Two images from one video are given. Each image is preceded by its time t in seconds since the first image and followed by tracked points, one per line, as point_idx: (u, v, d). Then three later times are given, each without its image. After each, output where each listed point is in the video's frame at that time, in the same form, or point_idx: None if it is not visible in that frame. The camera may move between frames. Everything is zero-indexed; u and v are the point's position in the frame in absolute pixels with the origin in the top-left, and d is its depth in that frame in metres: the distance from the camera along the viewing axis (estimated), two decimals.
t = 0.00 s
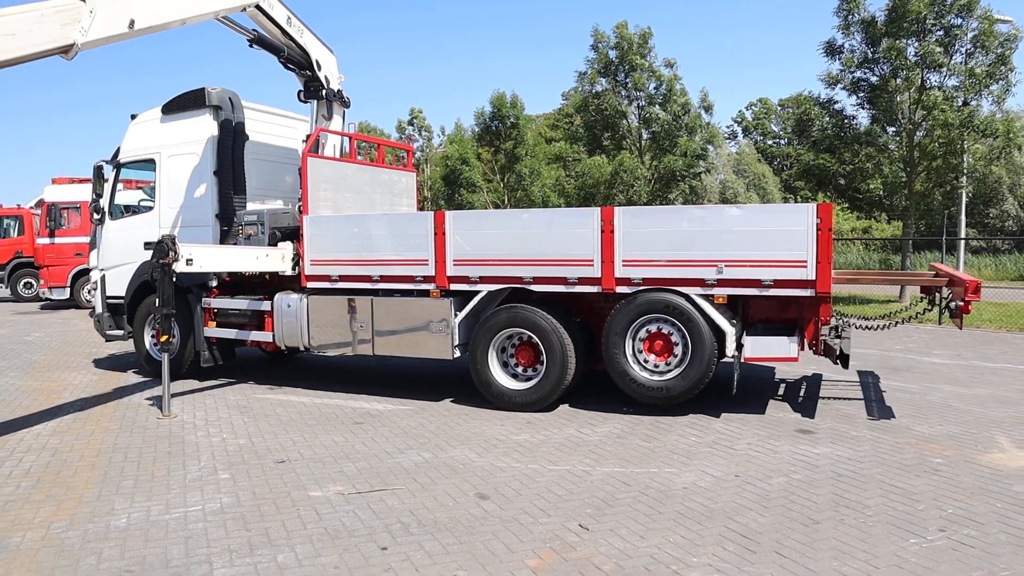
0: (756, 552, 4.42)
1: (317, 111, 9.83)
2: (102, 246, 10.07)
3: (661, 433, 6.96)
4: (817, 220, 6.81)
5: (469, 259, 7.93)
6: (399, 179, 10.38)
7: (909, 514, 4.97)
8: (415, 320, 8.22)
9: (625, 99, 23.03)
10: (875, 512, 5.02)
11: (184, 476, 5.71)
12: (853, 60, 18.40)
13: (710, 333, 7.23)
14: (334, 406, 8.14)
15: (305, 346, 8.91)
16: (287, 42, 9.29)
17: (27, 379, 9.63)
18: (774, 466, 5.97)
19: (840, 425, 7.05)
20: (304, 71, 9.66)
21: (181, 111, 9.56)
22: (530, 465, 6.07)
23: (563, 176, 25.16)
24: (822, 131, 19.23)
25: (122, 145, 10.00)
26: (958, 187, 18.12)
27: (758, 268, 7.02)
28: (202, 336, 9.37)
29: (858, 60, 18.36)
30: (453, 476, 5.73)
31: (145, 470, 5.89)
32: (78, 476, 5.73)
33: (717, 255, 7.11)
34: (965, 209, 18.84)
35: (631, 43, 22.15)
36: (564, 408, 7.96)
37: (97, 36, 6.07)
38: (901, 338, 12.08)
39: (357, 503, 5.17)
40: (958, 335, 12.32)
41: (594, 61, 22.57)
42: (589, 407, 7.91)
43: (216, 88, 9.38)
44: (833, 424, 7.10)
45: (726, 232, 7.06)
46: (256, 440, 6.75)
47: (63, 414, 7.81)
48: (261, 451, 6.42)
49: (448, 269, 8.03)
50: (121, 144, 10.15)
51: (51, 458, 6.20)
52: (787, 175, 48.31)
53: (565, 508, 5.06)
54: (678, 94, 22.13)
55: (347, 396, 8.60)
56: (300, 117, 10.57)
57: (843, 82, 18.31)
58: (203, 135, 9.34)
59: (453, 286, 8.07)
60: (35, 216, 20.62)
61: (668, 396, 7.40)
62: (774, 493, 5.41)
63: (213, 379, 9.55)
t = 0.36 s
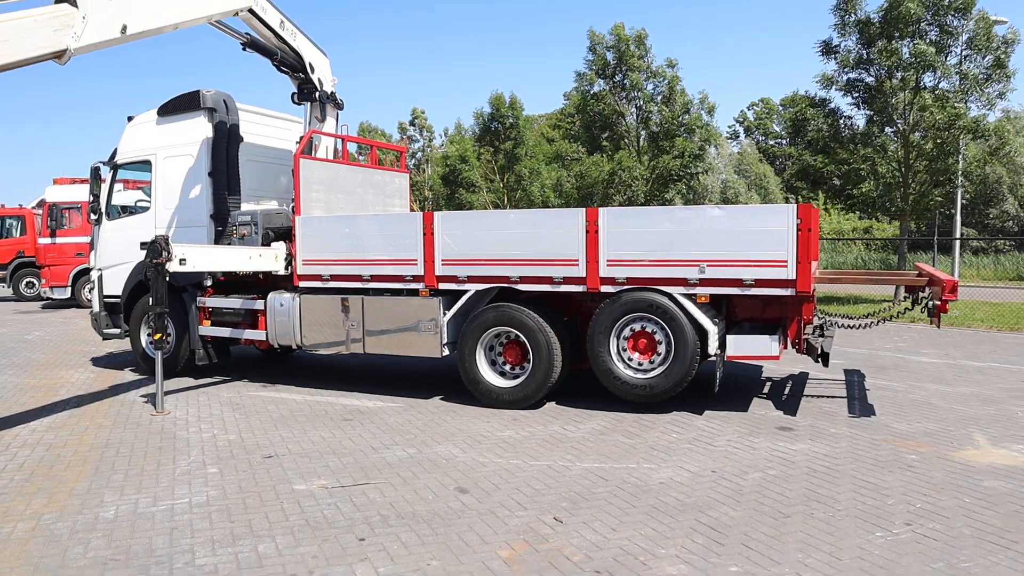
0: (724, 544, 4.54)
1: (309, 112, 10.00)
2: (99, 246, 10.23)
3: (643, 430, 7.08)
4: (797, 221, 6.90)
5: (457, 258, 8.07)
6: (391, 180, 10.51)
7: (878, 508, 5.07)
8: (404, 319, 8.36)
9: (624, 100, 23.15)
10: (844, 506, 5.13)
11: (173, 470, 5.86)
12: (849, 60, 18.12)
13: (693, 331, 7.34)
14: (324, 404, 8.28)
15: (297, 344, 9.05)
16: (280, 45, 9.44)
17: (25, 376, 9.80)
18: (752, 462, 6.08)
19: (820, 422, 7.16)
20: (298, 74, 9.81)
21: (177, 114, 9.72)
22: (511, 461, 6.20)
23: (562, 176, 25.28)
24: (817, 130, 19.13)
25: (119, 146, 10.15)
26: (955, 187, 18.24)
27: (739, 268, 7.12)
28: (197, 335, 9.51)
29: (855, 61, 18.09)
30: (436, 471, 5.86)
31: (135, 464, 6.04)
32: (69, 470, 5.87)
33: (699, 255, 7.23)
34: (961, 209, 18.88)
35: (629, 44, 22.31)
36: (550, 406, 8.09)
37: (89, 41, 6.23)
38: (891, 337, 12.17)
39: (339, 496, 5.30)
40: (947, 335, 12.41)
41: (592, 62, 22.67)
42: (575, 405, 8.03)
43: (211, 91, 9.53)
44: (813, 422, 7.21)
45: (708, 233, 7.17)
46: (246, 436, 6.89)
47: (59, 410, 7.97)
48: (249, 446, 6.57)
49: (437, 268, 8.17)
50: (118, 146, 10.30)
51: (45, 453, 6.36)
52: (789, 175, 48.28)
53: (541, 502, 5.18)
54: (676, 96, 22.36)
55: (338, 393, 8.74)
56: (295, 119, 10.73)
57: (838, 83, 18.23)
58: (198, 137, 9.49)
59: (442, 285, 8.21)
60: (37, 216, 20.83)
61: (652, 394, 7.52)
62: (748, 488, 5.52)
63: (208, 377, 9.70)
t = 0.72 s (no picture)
0: (685, 538, 4.62)
1: (300, 114, 10.13)
2: (95, 246, 10.39)
3: (622, 427, 7.17)
4: (774, 221, 6.97)
5: (442, 258, 8.19)
6: (383, 180, 10.63)
7: (842, 504, 5.15)
8: (391, 318, 8.48)
9: (624, 100, 23.18)
10: (809, 502, 5.20)
11: (155, 465, 5.99)
12: (845, 60, 18.03)
13: (672, 330, 7.43)
14: (312, 401, 8.41)
15: (287, 343, 9.18)
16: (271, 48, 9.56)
17: (22, 374, 9.98)
18: (724, 459, 6.17)
19: (798, 420, 7.24)
20: (289, 76, 9.93)
21: (170, 115, 9.86)
22: (488, 457, 6.30)
23: (562, 176, 25.35)
24: (814, 130, 18.97)
25: (114, 147, 10.31)
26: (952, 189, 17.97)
27: (717, 267, 7.21)
28: (189, 333, 9.64)
29: (850, 62, 17.98)
30: (412, 467, 5.97)
31: (120, 459, 6.18)
32: (55, 465, 6.02)
33: (678, 255, 7.33)
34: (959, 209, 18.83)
35: (628, 44, 22.40)
36: (534, 404, 8.19)
37: (75, 46, 6.36)
38: (881, 336, 12.21)
39: (314, 491, 5.42)
40: (938, 334, 12.45)
41: (592, 62, 22.70)
42: (558, 403, 8.13)
43: (203, 93, 9.67)
44: (790, 420, 7.29)
45: (687, 233, 7.27)
46: (231, 433, 7.03)
47: (52, 406, 8.13)
48: (233, 442, 6.70)
49: (422, 268, 8.29)
50: (113, 147, 10.45)
51: (33, 448, 6.51)
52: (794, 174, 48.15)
53: (511, 497, 5.29)
54: (674, 96, 22.39)
55: (326, 391, 8.86)
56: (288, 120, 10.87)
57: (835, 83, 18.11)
58: (190, 139, 9.63)
59: (428, 284, 8.33)
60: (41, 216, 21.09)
61: (632, 391, 7.61)
62: (718, 485, 5.61)
63: (200, 375, 9.83)
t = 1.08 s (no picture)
0: (662, 536, 4.63)
1: (299, 114, 10.21)
2: (97, 245, 10.51)
3: (612, 426, 7.19)
4: (764, 219, 6.96)
5: (436, 257, 8.23)
6: (382, 180, 10.71)
7: (823, 504, 5.14)
8: (386, 317, 8.55)
9: (632, 98, 23.11)
10: (790, 501, 5.20)
11: (146, 461, 6.08)
12: (852, 58, 17.63)
13: (663, 329, 7.43)
14: (307, 399, 8.48)
15: (284, 341, 9.26)
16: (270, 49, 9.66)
17: (27, 371, 10.13)
18: (710, 458, 6.17)
19: (789, 420, 7.21)
20: (288, 76, 10.01)
21: (171, 116, 9.97)
22: (474, 455, 6.34)
23: (569, 175, 25.30)
24: (820, 130, 18.40)
25: (116, 148, 10.43)
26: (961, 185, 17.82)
27: (707, 266, 7.20)
28: (189, 331, 9.74)
29: (859, 59, 17.58)
30: (398, 465, 6.02)
31: (112, 455, 6.27)
32: (48, 461, 6.12)
33: (669, 253, 7.32)
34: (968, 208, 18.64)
35: (636, 42, 22.38)
36: (527, 402, 8.22)
37: (68, 48, 6.49)
38: (884, 336, 12.14)
39: (299, 487, 5.48)
40: (941, 334, 12.36)
41: (599, 61, 22.66)
42: (551, 402, 8.15)
43: (202, 93, 9.77)
44: (781, 419, 7.27)
45: (677, 231, 7.26)
46: (224, 430, 7.11)
47: (52, 403, 8.26)
48: (224, 439, 6.78)
49: (416, 266, 8.34)
50: (115, 147, 10.57)
51: (29, 444, 6.62)
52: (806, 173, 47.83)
53: (493, 495, 5.32)
54: (681, 94, 22.32)
55: (322, 389, 8.92)
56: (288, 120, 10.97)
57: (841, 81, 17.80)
58: (190, 139, 9.74)
59: (422, 283, 8.37)
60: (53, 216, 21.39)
61: (624, 390, 7.63)
62: (701, 483, 5.61)
63: (200, 372, 9.93)
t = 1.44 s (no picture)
0: (636, 538, 4.57)
1: (293, 112, 10.22)
2: (94, 244, 10.56)
3: (598, 426, 7.14)
4: (752, 218, 6.89)
5: (426, 256, 8.21)
6: (376, 178, 10.67)
7: (803, 507, 5.06)
8: (376, 315, 8.54)
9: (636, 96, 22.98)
10: (770, 504, 5.13)
11: (128, 460, 6.10)
12: (856, 55, 17.46)
13: (652, 328, 7.38)
14: (297, 398, 8.48)
15: (276, 339, 9.26)
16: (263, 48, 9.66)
17: (24, 369, 10.21)
18: (693, 459, 6.11)
19: (777, 421, 7.14)
20: (281, 75, 10.01)
21: (165, 115, 10.00)
22: (457, 455, 6.31)
23: (574, 174, 25.26)
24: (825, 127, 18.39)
25: (112, 147, 10.46)
26: (967, 184, 17.61)
27: (695, 264, 7.14)
28: (183, 330, 9.77)
29: (862, 56, 17.38)
30: (379, 464, 6.01)
31: (96, 453, 6.30)
32: (32, 459, 6.15)
33: (657, 252, 7.27)
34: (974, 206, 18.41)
35: (642, 39, 22.32)
36: (516, 402, 8.19)
37: (54, 47, 6.48)
38: (884, 336, 12.01)
39: (276, 486, 5.47)
40: (943, 334, 12.21)
41: (604, 59, 22.60)
42: (541, 402, 8.12)
43: (196, 92, 9.79)
44: (770, 419, 7.20)
45: (665, 230, 7.21)
46: (210, 429, 7.12)
47: (44, 401, 8.31)
48: (210, 437, 6.79)
49: (406, 265, 8.33)
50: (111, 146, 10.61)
51: (16, 442, 6.66)
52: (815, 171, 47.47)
53: (470, 496, 5.28)
54: (685, 92, 22.23)
55: (314, 388, 8.93)
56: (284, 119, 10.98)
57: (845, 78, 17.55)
58: (184, 138, 9.75)
59: (412, 281, 8.36)
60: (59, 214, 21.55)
61: (612, 390, 7.59)
62: (681, 485, 5.55)
63: (194, 371, 9.97)
